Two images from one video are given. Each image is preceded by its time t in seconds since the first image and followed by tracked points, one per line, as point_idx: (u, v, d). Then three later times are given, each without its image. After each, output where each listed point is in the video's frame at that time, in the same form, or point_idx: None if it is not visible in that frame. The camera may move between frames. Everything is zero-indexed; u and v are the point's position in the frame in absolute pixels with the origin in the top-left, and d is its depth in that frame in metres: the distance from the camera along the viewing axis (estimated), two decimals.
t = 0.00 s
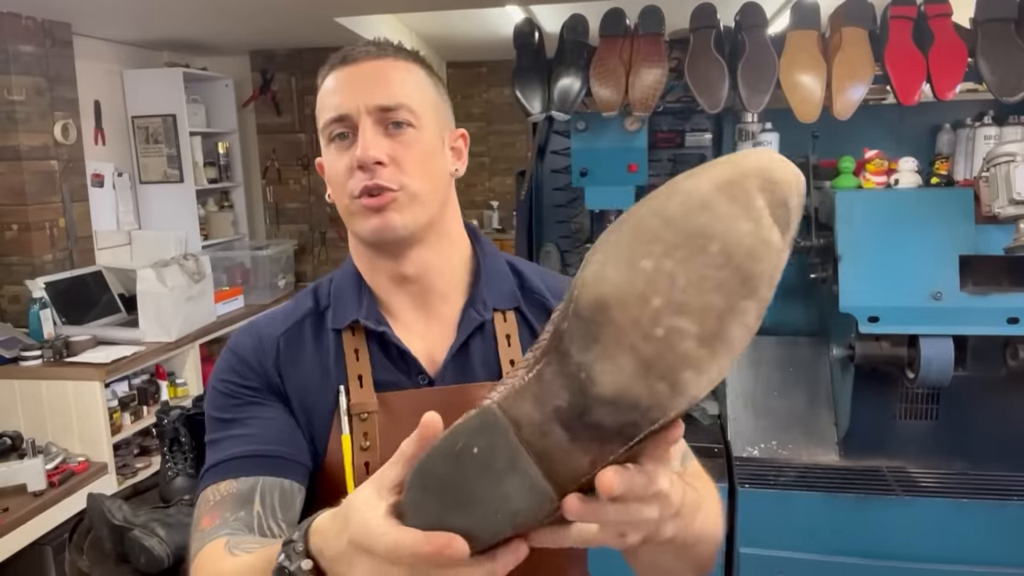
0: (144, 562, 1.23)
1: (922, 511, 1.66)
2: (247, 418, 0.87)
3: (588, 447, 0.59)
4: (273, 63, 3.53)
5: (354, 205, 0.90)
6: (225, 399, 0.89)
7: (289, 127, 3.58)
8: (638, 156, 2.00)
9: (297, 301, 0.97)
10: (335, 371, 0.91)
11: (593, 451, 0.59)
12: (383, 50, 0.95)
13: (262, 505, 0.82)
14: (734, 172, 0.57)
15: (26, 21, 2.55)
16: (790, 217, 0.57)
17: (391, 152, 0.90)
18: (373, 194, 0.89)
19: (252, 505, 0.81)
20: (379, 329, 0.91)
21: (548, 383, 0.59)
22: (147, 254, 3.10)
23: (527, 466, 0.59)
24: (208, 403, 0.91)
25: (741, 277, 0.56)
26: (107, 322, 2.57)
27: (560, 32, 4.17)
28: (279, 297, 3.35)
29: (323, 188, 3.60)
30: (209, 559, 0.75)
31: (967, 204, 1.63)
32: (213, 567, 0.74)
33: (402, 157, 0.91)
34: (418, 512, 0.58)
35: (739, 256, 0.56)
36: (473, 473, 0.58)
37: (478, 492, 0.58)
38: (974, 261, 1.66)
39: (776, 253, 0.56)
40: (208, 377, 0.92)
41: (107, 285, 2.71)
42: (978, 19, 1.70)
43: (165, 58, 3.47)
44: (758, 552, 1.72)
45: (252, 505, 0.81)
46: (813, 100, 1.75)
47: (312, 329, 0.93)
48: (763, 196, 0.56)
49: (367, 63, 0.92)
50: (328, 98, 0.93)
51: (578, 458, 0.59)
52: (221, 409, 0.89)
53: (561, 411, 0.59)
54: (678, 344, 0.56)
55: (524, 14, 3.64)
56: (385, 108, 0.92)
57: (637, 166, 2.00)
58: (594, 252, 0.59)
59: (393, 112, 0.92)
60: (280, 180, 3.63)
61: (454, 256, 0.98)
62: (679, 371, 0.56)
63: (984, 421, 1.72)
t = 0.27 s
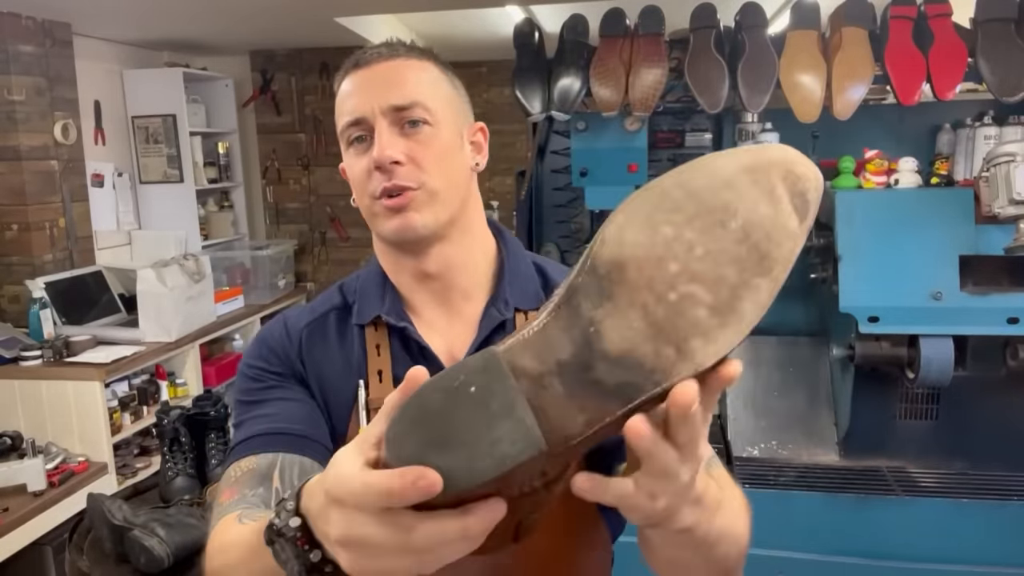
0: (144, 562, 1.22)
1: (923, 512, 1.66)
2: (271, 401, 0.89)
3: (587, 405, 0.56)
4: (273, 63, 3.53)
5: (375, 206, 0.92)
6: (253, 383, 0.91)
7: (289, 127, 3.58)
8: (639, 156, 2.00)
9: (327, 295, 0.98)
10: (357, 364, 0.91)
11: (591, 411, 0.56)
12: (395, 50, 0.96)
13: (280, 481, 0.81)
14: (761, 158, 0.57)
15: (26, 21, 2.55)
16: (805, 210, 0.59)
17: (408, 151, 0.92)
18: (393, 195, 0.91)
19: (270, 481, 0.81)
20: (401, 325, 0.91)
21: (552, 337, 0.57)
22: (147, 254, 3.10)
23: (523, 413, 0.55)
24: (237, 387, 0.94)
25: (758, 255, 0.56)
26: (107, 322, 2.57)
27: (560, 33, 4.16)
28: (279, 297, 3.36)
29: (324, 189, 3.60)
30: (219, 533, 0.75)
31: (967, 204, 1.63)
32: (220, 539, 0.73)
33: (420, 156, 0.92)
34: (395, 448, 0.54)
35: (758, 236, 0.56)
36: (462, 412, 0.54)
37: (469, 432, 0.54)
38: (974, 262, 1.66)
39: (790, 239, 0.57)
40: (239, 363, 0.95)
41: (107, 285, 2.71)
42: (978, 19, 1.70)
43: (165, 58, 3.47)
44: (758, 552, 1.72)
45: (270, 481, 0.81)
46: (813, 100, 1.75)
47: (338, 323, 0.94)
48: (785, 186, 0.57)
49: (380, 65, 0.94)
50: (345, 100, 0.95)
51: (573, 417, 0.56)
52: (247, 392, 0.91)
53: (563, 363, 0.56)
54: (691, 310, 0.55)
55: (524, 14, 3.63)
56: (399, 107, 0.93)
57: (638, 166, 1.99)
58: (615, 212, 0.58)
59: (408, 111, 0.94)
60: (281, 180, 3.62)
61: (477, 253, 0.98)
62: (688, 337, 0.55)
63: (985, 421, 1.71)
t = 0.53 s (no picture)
0: (144, 562, 1.23)
1: (923, 511, 1.66)
2: (293, 397, 0.88)
3: (638, 370, 0.58)
4: (273, 63, 3.53)
5: (392, 206, 0.92)
6: (274, 380, 0.90)
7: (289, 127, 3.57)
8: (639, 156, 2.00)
9: (345, 292, 0.98)
10: (376, 362, 0.91)
11: (643, 374, 0.58)
12: (413, 49, 0.96)
13: (313, 476, 0.82)
14: (758, 67, 0.56)
15: (26, 21, 2.55)
16: (815, 107, 0.57)
17: (426, 151, 0.92)
18: (410, 195, 0.91)
19: (303, 477, 0.82)
20: (419, 323, 0.91)
21: (587, 311, 0.57)
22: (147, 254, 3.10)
23: (581, 400, 0.57)
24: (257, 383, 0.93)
25: (777, 174, 0.56)
26: (107, 322, 2.57)
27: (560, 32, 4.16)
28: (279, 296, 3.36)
29: (324, 189, 3.59)
30: (262, 529, 0.76)
31: (967, 204, 1.63)
32: (265, 537, 0.74)
33: (437, 155, 0.92)
34: (466, 459, 0.56)
35: (771, 153, 0.56)
36: (522, 412, 0.56)
37: (532, 431, 0.56)
38: (974, 262, 1.66)
39: (807, 146, 0.56)
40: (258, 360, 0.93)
41: (107, 285, 2.71)
42: (978, 19, 1.70)
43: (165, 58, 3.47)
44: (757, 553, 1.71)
45: (304, 476, 0.82)
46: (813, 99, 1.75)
47: (357, 320, 0.94)
48: (787, 88, 0.56)
49: (398, 64, 0.94)
50: (363, 100, 0.95)
51: (625, 383, 0.58)
52: (268, 390, 0.90)
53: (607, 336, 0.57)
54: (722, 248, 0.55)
55: (524, 14, 3.63)
56: (417, 107, 0.93)
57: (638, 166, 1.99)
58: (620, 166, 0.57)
59: (425, 111, 0.94)
60: (281, 180, 3.62)
61: (493, 253, 0.98)
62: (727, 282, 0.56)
63: (985, 421, 1.71)
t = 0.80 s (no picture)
0: (144, 562, 1.23)
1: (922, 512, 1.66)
2: (304, 405, 0.88)
3: (654, 406, 0.57)
4: (273, 63, 3.53)
5: (402, 208, 0.92)
6: (284, 388, 0.91)
7: (289, 127, 3.58)
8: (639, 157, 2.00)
9: (353, 295, 0.98)
10: (385, 365, 0.91)
11: (659, 409, 0.57)
12: (424, 49, 0.97)
13: (329, 488, 0.83)
14: (751, 85, 0.53)
15: (26, 21, 2.55)
16: (811, 123, 0.54)
17: (435, 151, 0.92)
18: (419, 198, 0.92)
19: (319, 488, 0.82)
20: (428, 325, 0.91)
21: (597, 355, 0.56)
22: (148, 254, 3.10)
23: (603, 446, 0.57)
24: (268, 390, 0.94)
25: (779, 200, 0.53)
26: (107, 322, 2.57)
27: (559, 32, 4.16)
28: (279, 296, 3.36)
29: (324, 188, 3.59)
30: (282, 544, 0.76)
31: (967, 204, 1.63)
32: (288, 557, 0.73)
33: (447, 156, 0.92)
34: (495, 514, 0.56)
35: (772, 178, 0.53)
36: (547, 466, 0.56)
37: (556, 484, 0.56)
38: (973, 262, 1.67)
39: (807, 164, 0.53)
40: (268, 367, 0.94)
41: (107, 285, 2.71)
42: (978, 19, 1.70)
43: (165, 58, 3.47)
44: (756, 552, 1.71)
45: (319, 488, 0.82)
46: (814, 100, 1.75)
47: (365, 322, 0.94)
48: (781, 105, 0.53)
49: (409, 64, 0.94)
50: (373, 100, 0.95)
51: (642, 418, 0.57)
52: (280, 397, 0.91)
53: (619, 378, 0.56)
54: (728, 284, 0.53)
55: (524, 13, 3.64)
56: (427, 107, 0.93)
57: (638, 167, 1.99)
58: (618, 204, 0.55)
59: (436, 111, 0.94)
60: (281, 179, 3.62)
61: (503, 254, 0.99)
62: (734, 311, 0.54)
63: (985, 421, 1.72)
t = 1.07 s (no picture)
0: (144, 562, 1.23)
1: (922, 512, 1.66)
2: (305, 410, 0.89)
3: (658, 410, 0.57)
4: (273, 63, 3.54)
5: (405, 208, 0.92)
6: (285, 393, 0.91)
7: (289, 126, 3.57)
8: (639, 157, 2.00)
9: (355, 297, 0.98)
10: (387, 368, 0.91)
11: (663, 411, 0.57)
12: (427, 47, 0.96)
13: (331, 496, 0.83)
14: (740, 83, 0.53)
15: (26, 21, 2.55)
16: (804, 117, 0.53)
17: (438, 150, 0.92)
18: (422, 197, 0.91)
19: (322, 495, 0.83)
20: (430, 327, 0.91)
21: (598, 361, 0.56)
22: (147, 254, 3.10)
23: (608, 451, 0.57)
24: (269, 395, 0.94)
25: (772, 199, 0.53)
26: (107, 322, 2.57)
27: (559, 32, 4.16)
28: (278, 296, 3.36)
29: (324, 188, 3.59)
30: (285, 554, 0.77)
31: (967, 204, 1.62)
32: (291, 562, 0.75)
33: (449, 156, 0.92)
34: (507, 520, 0.58)
35: (766, 177, 0.52)
36: (553, 474, 0.57)
37: (563, 489, 0.57)
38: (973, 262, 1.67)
39: (800, 162, 0.53)
40: (269, 371, 0.94)
41: (107, 285, 2.71)
42: (978, 19, 1.70)
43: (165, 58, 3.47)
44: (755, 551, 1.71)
45: (321, 496, 0.83)
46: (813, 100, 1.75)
47: (366, 325, 0.94)
48: (773, 101, 0.52)
49: (413, 62, 0.94)
50: (376, 99, 0.95)
51: (647, 420, 0.57)
52: (282, 402, 0.91)
53: (620, 383, 0.56)
54: (724, 286, 0.53)
55: (524, 13, 3.64)
56: (430, 106, 0.93)
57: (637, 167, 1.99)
58: (611, 213, 0.55)
59: (439, 110, 0.94)
60: (281, 179, 3.62)
61: (506, 254, 0.98)
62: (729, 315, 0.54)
63: (986, 421, 1.72)
